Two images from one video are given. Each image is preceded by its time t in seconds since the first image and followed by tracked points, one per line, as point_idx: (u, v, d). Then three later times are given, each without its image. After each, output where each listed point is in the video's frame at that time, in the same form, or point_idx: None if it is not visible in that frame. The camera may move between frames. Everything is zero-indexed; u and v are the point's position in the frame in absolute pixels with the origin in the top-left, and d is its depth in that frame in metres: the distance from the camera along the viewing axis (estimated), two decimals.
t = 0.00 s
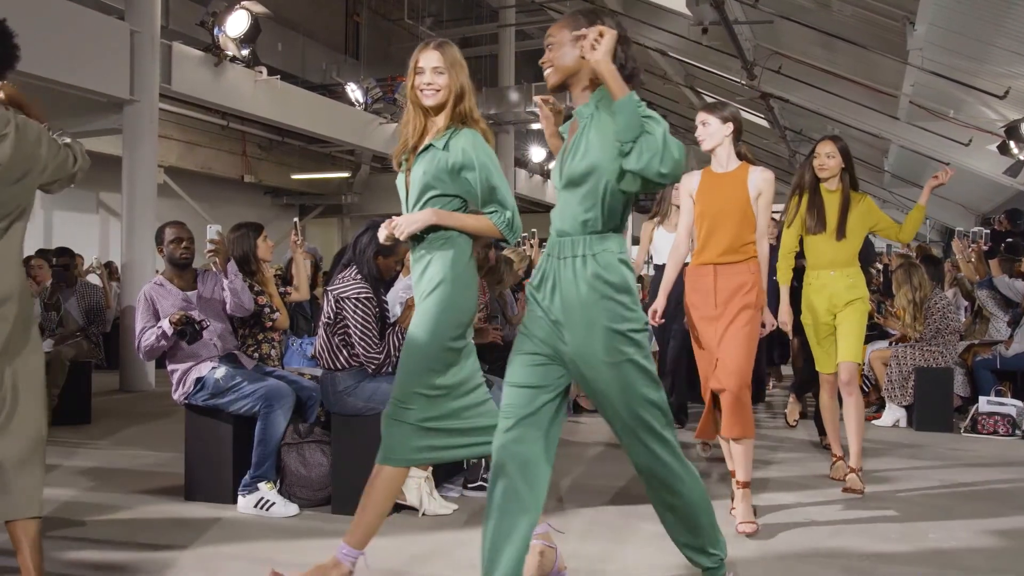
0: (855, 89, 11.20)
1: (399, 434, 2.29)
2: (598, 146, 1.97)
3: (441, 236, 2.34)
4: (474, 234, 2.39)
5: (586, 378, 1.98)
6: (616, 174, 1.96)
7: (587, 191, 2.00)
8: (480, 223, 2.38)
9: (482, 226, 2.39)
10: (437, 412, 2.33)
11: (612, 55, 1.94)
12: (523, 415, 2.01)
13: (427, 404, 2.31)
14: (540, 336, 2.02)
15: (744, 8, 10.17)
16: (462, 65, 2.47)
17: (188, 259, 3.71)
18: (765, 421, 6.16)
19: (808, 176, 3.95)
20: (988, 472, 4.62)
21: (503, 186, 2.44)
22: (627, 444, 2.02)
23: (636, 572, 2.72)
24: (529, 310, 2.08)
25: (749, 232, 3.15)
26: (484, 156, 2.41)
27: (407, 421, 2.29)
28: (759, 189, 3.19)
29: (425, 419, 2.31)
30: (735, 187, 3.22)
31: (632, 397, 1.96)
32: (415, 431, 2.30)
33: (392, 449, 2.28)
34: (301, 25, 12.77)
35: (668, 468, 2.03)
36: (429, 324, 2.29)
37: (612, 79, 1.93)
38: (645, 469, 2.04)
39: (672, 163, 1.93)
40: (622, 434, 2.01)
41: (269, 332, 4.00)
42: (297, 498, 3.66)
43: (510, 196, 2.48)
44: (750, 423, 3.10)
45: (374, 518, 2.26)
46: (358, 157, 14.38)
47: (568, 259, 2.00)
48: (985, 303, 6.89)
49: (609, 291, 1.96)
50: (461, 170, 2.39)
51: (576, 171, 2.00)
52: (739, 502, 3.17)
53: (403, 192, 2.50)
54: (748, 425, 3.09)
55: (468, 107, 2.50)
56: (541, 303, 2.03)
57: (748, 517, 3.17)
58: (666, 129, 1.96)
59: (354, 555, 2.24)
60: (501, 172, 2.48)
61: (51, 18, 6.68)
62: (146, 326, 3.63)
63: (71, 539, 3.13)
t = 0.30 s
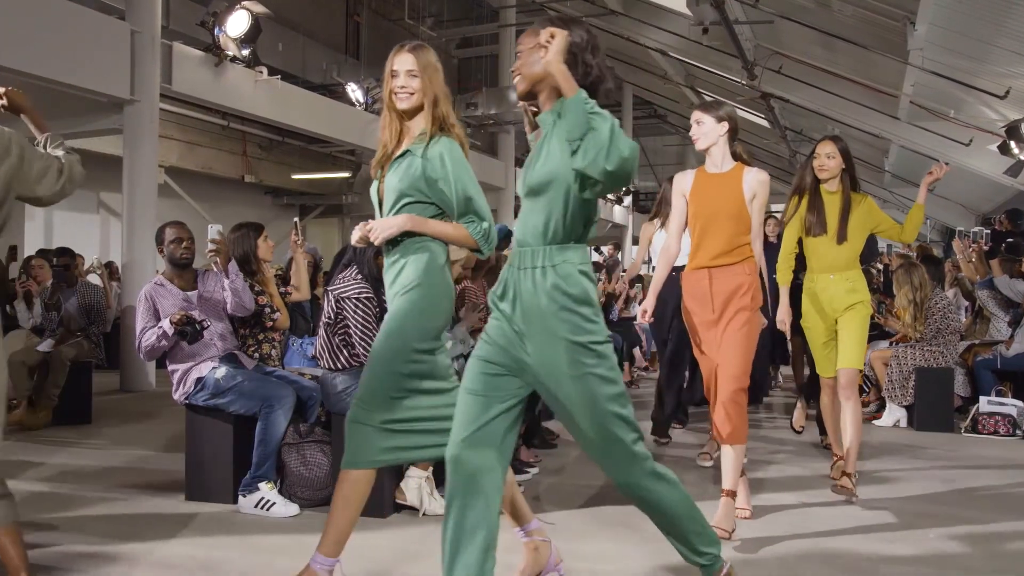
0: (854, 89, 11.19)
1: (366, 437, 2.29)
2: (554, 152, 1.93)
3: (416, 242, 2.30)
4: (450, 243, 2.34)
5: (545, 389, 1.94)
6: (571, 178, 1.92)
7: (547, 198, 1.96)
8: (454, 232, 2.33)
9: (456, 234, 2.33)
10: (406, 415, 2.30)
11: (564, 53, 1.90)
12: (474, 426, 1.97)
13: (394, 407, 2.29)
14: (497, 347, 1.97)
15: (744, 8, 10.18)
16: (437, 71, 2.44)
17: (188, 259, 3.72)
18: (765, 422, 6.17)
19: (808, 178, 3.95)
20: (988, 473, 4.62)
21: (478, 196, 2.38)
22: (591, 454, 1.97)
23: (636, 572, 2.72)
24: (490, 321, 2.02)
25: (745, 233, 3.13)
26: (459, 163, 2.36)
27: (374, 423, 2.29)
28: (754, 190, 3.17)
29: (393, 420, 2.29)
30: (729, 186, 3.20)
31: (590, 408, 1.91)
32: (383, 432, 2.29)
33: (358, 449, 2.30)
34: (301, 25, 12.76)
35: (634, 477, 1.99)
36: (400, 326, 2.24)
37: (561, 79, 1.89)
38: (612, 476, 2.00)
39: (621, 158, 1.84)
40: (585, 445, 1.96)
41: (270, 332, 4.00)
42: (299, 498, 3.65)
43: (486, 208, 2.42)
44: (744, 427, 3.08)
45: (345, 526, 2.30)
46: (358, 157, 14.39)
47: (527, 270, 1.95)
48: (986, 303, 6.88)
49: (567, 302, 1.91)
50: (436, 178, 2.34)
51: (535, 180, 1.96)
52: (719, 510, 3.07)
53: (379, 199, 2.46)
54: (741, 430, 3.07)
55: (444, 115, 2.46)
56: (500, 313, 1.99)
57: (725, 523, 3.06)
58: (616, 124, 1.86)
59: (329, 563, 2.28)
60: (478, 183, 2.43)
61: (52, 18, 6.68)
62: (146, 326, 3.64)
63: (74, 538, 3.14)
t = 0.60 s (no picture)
0: (855, 89, 11.17)
1: (331, 438, 2.22)
2: (507, 152, 1.85)
3: (383, 245, 2.24)
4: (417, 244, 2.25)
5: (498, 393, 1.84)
6: (520, 180, 1.82)
7: (496, 199, 1.87)
8: (420, 232, 2.24)
9: (421, 234, 2.24)
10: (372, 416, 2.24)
11: (523, 53, 1.86)
12: (431, 427, 1.88)
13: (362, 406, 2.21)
14: (453, 348, 1.89)
15: (744, 9, 10.19)
16: (410, 64, 2.35)
17: (188, 259, 3.73)
18: (765, 421, 6.18)
19: (808, 179, 3.96)
20: (988, 475, 4.62)
21: (447, 193, 2.26)
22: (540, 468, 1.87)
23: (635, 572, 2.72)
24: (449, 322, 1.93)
25: (737, 234, 3.12)
26: (428, 158, 2.25)
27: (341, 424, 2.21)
28: (748, 193, 3.15)
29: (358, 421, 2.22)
30: (724, 187, 3.18)
31: (539, 420, 1.81)
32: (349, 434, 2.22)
33: (327, 452, 2.22)
34: (301, 24, 12.75)
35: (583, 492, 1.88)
36: (370, 322, 2.18)
37: (515, 76, 1.85)
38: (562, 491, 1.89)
39: (565, 167, 1.78)
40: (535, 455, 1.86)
41: (269, 332, 3.98)
42: (298, 498, 3.64)
43: (456, 205, 2.30)
44: (738, 436, 2.97)
45: (326, 529, 2.25)
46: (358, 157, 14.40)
47: (483, 270, 1.86)
48: (986, 303, 6.88)
49: (522, 306, 1.81)
50: (405, 176, 2.25)
51: (487, 176, 1.88)
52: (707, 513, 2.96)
53: (350, 197, 2.39)
54: (736, 438, 2.97)
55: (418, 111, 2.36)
56: (457, 312, 1.91)
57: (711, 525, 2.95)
58: (567, 127, 1.79)
59: (313, 569, 2.24)
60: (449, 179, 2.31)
61: (52, 17, 6.68)
62: (146, 326, 3.66)
63: (78, 538, 3.15)
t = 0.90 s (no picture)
0: (855, 89, 11.17)
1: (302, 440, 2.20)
2: (467, 150, 1.79)
3: (346, 240, 2.22)
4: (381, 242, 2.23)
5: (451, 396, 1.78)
6: (476, 179, 1.76)
7: (455, 196, 1.81)
8: (383, 228, 2.21)
9: (385, 229, 2.21)
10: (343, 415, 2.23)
11: (482, 45, 1.78)
12: (403, 430, 1.84)
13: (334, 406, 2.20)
14: (417, 348, 1.85)
15: (744, 9, 10.19)
16: (378, 58, 2.34)
17: (189, 259, 3.73)
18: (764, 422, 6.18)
19: (807, 176, 3.96)
20: (987, 476, 4.62)
21: (410, 186, 2.23)
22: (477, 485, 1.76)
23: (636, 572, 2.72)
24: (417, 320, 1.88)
25: (730, 235, 3.07)
26: (390, 153, 2.23)
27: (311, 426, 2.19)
28: (742, 192, 3.08)
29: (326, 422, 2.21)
30: (717, 186, 3.13)
31: (482, 428, 1.73)
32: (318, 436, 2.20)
33: (301, 459, 2.19)
34: (301, 25, 12.75)
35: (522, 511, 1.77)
36: (334, 321, 2.17)
37: (474, 70, 1.77)
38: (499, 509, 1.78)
39: (519, 165, 1.72)
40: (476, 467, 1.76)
41: (269, 332, 3.96)
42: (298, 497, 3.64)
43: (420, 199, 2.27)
44: (732, 438, 2.98)
45: (316, 530, 2.23)
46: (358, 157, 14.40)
47: (444, 267, 1.80)
48: (986, 303, 6.88)
49: (481, 307, 1.74)
50: (370, 171, 2.23)
51: (446, 173, 1.82)
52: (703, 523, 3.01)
53: (321, 190, 2.39)
54: (729, 441, 2.98)
55: (385, 104, 2.34)
56: (422, 310, 1.85)
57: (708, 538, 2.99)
58: (524, 124, 1.73)
59: (308, 569, 2.23)
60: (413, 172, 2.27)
61: (52, 17, 6.68)
62: (146, 326, 3.66)
63: (81, 538, 3.16)
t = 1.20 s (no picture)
0: (854, 89, 11.16)
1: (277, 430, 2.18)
2: (425, 136, 1.79)
3: (304, 235, 2.15)
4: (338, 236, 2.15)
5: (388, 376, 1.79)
6: (433, 163, 1.76)
7: (410, 179, 1.81)
8: (331, 221, 2.11)
9: (332, 222, 2.11)
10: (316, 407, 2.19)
11: (439, 27, 1.77)
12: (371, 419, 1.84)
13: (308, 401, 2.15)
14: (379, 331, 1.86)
15: (744, 9, 10.19)
16: (340, 49, 2.30)
17: (188, 259, 3.73)
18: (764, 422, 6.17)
19: (806, 172, 3.97)
20: (988, 478, 4.62)
21: (358, 179, 2.14)
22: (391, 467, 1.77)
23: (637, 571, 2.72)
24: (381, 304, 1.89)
25: (719, 233, 3.04)
26: (342, 146, 2.15)
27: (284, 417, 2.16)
28: (731, 189, 3.05)
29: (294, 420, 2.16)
30: (707, 183, 3.09)
31: (405, 409, 1.74)
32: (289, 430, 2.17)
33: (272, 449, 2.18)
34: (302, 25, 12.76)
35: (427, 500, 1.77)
36: (307, 314, 2.11)
37: (432, 54, 1.78)
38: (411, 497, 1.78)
39: (475, 150, 1.72)
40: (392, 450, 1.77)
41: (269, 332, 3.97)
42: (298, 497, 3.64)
43: (372, 195, 2.16)
44: (725, 440, 2.99)
45: (310, 531, 2.23)
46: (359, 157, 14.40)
47: (400, 251, 1.80)
48: (986, 303, 6.88)
49: (426, 288, 1.74)
50: (326, 164, 2.17)
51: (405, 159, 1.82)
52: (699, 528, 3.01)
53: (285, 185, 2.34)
54: (723, 443, 2.98)
55: (345, 93, 2.30)
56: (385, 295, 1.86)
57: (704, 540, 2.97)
58: (479, 107, 1.73)
59: (306, 569, 2.24)
60: (368, 168, 2.18)
61: (52, 16, 6.68)
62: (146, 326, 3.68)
63: (84, 535, 3.17)
